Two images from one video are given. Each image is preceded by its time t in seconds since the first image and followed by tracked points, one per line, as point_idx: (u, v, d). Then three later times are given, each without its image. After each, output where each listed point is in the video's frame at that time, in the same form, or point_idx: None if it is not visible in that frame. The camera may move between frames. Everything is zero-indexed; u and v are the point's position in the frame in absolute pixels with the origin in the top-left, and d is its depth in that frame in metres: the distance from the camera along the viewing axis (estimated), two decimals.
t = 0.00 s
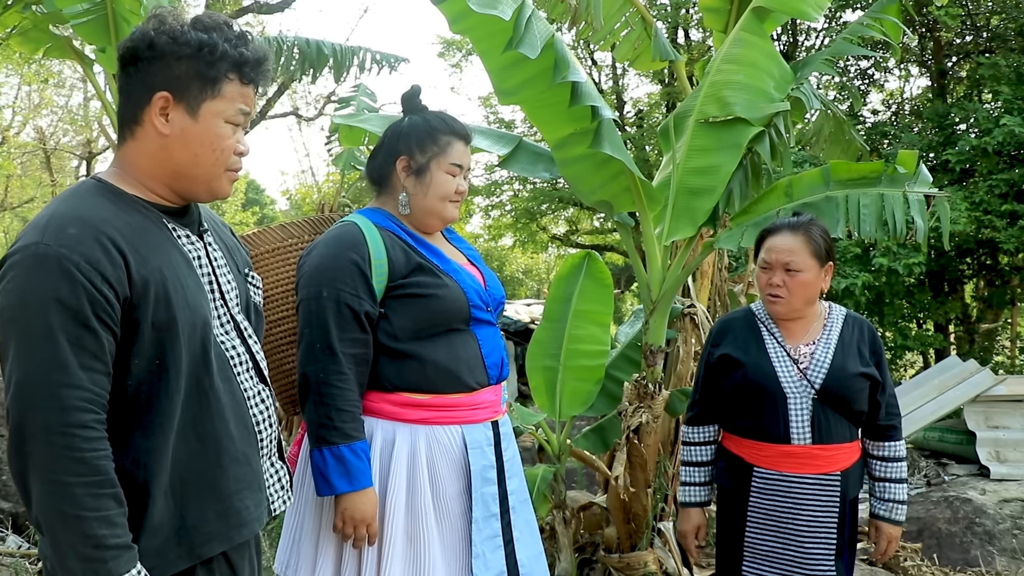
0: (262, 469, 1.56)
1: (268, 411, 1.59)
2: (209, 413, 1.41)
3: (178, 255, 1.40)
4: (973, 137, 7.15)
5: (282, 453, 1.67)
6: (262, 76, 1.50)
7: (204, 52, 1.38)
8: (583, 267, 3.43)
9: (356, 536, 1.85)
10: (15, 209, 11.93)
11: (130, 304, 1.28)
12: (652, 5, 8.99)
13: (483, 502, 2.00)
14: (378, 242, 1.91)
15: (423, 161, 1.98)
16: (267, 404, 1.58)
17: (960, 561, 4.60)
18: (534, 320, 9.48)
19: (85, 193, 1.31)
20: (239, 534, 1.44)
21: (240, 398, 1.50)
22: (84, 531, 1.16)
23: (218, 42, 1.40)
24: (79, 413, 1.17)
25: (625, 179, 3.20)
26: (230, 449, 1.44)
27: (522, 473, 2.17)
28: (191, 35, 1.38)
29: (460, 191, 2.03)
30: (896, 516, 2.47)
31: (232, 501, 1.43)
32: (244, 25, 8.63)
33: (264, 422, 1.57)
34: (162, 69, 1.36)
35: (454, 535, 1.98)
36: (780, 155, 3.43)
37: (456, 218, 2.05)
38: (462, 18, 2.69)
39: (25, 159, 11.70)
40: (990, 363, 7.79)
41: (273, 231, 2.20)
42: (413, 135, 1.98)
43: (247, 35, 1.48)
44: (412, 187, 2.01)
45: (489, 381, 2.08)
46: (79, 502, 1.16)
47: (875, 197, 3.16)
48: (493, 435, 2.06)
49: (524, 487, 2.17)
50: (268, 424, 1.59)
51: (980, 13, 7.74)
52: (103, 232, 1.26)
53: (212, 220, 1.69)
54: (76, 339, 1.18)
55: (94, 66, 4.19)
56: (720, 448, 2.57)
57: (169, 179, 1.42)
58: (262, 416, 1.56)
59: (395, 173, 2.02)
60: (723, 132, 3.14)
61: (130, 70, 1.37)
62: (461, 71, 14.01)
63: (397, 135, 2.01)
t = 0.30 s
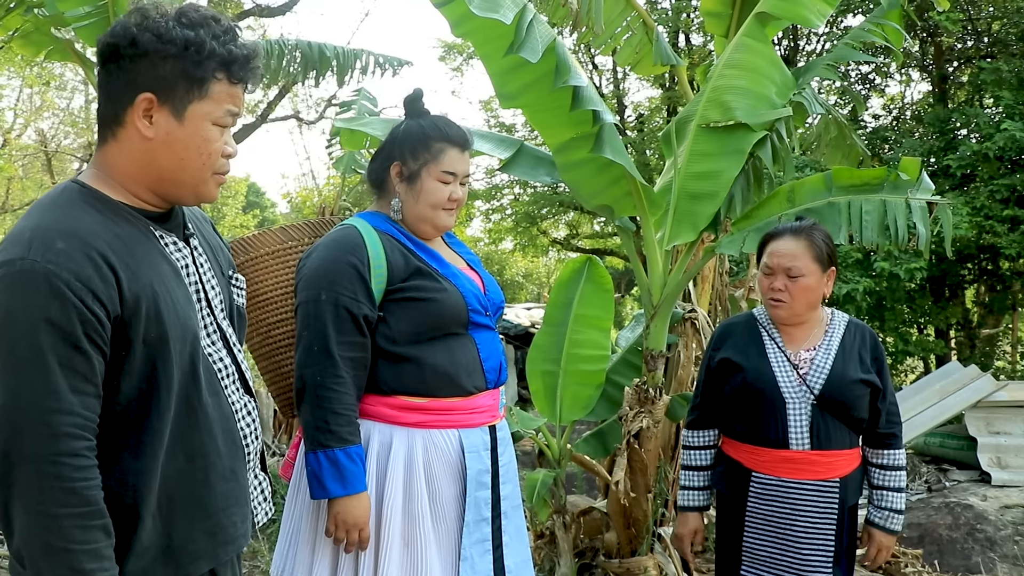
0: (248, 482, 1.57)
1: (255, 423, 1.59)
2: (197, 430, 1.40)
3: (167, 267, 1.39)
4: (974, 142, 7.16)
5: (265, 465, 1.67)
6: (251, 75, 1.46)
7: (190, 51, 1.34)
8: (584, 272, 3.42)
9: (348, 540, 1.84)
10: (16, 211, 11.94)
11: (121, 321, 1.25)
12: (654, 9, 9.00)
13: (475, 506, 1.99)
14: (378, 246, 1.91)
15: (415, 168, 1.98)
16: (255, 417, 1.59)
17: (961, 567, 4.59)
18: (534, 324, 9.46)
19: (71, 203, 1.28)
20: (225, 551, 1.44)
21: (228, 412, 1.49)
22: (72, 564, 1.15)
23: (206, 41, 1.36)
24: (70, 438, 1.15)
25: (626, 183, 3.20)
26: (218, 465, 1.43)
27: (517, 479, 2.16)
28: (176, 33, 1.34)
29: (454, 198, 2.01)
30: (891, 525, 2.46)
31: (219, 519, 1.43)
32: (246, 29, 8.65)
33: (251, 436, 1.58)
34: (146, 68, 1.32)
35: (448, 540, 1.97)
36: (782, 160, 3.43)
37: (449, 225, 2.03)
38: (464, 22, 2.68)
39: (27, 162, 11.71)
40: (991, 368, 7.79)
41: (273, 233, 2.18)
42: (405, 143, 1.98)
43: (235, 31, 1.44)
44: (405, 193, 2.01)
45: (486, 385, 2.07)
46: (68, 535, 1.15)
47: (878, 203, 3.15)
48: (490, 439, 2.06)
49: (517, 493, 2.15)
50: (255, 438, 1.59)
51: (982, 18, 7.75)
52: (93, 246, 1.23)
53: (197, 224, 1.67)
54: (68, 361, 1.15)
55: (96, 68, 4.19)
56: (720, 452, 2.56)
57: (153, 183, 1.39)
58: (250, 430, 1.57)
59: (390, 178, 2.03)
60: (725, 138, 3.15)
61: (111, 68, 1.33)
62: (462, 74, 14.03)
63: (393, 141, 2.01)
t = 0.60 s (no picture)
0: (243, 486, 1.57)
1: (250, 426, 1.60)
2: (191, 433, 1.40)
3: (162, 273, 1.40)
4: (977, 144, 7.15)
5: (259, 468, 1.68)
6: (242, 77, 1.47)
7: (179, 55, 1.34)
8: (587, 274, 3.43)
9: (359, 542, 1.84)
10: (19, 214, 11.97)
11: (121, 324, 1.25)
12: (656, 12, 9.01)
13: (478, 509, 1.99)
14: (379, 250, 1.91)
15: (415, 172, 1.98)
16: (249, 420, 1.59)
17: (964, 570, 4.58)
18: (536, 326, 9.46)
19: (66, 209, 1.28)
20: (222, 555, 1.44)
21: (224, 416, 1.49)
22: (87, 567, 1.14)
23: (195, 43, 1.36)
24: (76, 440, 1.14)
25: (628, 187, 3.20)
26: (214, 469, 1.43)
27: (519, 482, 2.16)
28: (165, 36, 1.34)
29: (455, 203, 2.01)
30: (897, 530, 2.46)
31: (216, 523, 1.43)
32: (248, 32, 8.67)
33: (246, 438, 1.58)
34: (136, 73, 1.33)
35: (451, 543, 1.97)
36: (785, 162, 3.43)
37: (449, 230, 2.04)
38: (467, 25, 2.69)
39: (30, 165, 11.75)
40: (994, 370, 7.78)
41: (276, 237, 2.19)
42: (405, 147, 1.98)
43: (226, 34, 1.44)
44: (405, 197, 2.01)
45: (489, 388, 2.07)
46: (80, 537, 1.14)
47: (880, 206, 3.16)
48: (493, 442, 2.06)
49: (520, 496, 2.15)
50: (250, 441, 1.60)
51: (984, 20, 7.75)
52: (91, 251, 1.24)
53: (192, 228, 1.67)
54: (70, 363, 1.15)
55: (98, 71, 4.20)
56: (722, 455, 2.56)
57: (146, 188, 1.40)
58: (245, 433, 1.57)
59: (391, 182, 2.04)
60: (727, 141, 3.15)
61: (101, 73, 1.34)
62: (464, 77, 14.04)
63: (393, 146, 2.02)
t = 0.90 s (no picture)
0: (252, 474, 1.58)
1: (257, 416, 1.60)
2: (201, 419, 1.41)
3: (169, 264, 1.40)
4: (976, 146, 7.16)
5: (268, 457, 1.69)
6: (242, 77, 1.48)
7: (181, 56, 1.36)
8: (585, 276, 3.44)
9: (355, 543, 1.85)
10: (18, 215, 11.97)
11: (128, 313, 1.27)
12: (656, 14, 9.01)
13: (476, 510, 2.00)
14: (378, 251, 1.92)
15: (413, 175, 1.99)
16: (257, 410, 1.59)
17: (963, 571, 4.58)
18: (535, 327, 9.47)
19: (76, 204, 1.30)
20: (230, 538, 1.45)
21: (232, 405, 1.50)
22: (87, 542, 1.15)
23: (195, 45, 1.38)
24: (80, 423, 1.15)
25: (627, 189, 3.21)
26: (222, 455, 1.44)
27: (518, 484, 2.16)
28: (168, 39, 1.36)
29: (453, 206, 2.02)
30: (897, 529, 2.46)
31: (224, 507, 1.43)
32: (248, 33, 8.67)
33: (254, 427, 1.58)
34: (141, 74, 1.34)
35: (448, 544, 1.97)
36: (784, 164, 3.43)
37: (448, 233, 2.04)
38: (466, 27, 2.71)
39: (29, 166, 11.75)
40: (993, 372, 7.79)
41: (279, 239, 2.20)
42: (404, 151, 1.99)
43: (225, 37, 1.46)
44: (403, 200, 2.02)
45: (488, 390, 2.08)
46: (81, 513, 1.15)
47: (879, 208, 3.17)
48: (492, 443, 2.06)
49: (519, 497, 2.16)
50: (257, 430, 1.60)
51: (983, 22, 7.75)
52: (99, 242, 1.25)
53: (197, 227, 1.68)
54: (76, 349, 1.16)
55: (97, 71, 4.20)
56: (720, 455, 2.57)
57: (153, 184, 1.41)
58: (252, 421, 1.57)
59: (390, 185, 2.05)
60: (726, 143, 3.16)
61: (108, 76, 1.35)
62: (464, 78, 14.04)
63: (392, 149, 2.03)
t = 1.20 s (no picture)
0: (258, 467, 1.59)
1: (263, 408, 1.62)
2: (208, 408, 1.43)
3: (175, 258, 1.43)
4: (972, 146, 7.18)
5: (273, 449, 1.70)
6: (242, 83, 1.50)
7: (185, 61, 1.38)
8: (582, 277, 3.42)
9: (351, 544, 1.85)
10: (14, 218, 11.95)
11: (135, 301, 1.30)
12: (652, 14, 9.02)
13: (474, 512, 2.00)
14: (374, 253, 1.93)
15: (408, 178, 2.00)
16: (262, 403, 1.61)
17: (960, 570, 4.59)
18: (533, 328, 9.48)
19: (86, 198, 1.34)
20: (238, 525, 1.46)
21: (238, 396, 1.52)
22: (88, 520, 1.18)
23: (199, 51, 1.40)
24: (85, 403, 1.19)
25: (623, 190, 3.22)
26: (229, 443, 1.46)
27: (517, 486, 2.17)
28: (172, 45, 1.38)
29: (448, 209, 2.02)
30: (892, 527, 2.48)
31: (231, 495, 1.45)
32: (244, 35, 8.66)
33: (259, 419, 1.60)
34: (146, 79, 1.37)
35: (446, 546, 1.98)
36: (779, 164, 3.44)
37: (445, 235, 2.05)
38: (462, 29, 2.72)
39: (26, 169, 11.74)
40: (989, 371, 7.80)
41: (277, 243, 2.22)
42: (399, 153, 2.00)
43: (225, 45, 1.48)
44: (399, 203, 2.03)
45: (485, 391, 2.08)
46: (84, 491, 1.18)
47: (874, 208, 3.18)
48: (489, 445, 2.07)
49: (517, 500, 2.16)
50: (263, 421, 1.61)
51: (978, 22, 7.77)
52: (109, 233, 1.29)
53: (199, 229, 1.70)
54: (84, 333, 1.20)
55: (94, 74, 4.19)
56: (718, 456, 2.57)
57: (160, 185, 1.43)
58: (258, 413, 1.59)
59: (386, 187, 2.05)
60: (723, 144, 3.16)
61: (115, 83, 1.38)
62: (460, 80, 14.04)
63: (388, 152, 2.04)
